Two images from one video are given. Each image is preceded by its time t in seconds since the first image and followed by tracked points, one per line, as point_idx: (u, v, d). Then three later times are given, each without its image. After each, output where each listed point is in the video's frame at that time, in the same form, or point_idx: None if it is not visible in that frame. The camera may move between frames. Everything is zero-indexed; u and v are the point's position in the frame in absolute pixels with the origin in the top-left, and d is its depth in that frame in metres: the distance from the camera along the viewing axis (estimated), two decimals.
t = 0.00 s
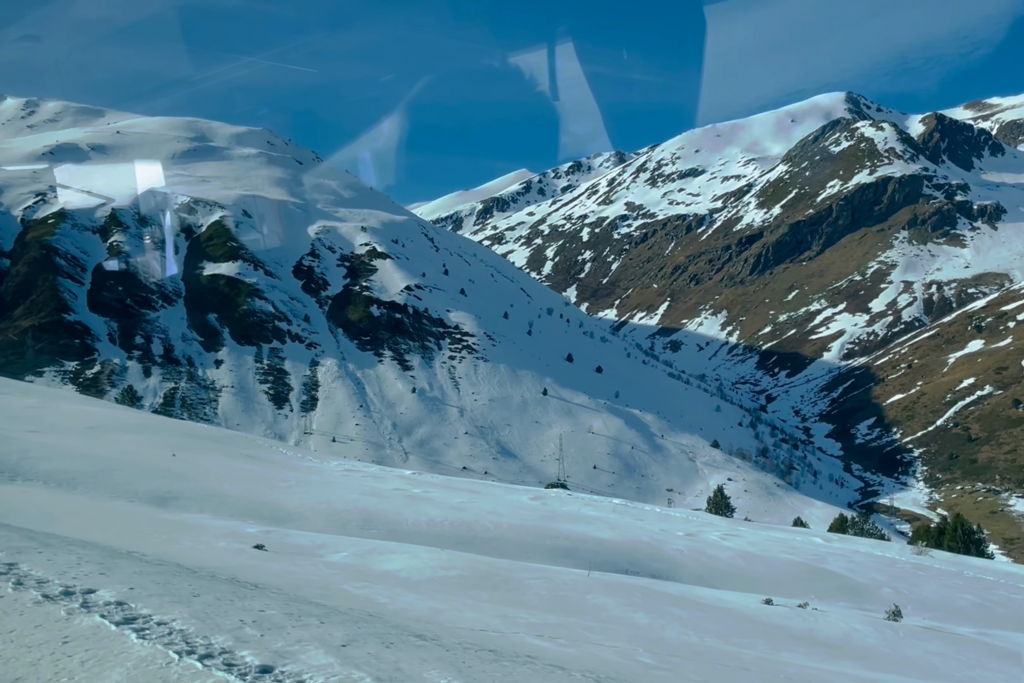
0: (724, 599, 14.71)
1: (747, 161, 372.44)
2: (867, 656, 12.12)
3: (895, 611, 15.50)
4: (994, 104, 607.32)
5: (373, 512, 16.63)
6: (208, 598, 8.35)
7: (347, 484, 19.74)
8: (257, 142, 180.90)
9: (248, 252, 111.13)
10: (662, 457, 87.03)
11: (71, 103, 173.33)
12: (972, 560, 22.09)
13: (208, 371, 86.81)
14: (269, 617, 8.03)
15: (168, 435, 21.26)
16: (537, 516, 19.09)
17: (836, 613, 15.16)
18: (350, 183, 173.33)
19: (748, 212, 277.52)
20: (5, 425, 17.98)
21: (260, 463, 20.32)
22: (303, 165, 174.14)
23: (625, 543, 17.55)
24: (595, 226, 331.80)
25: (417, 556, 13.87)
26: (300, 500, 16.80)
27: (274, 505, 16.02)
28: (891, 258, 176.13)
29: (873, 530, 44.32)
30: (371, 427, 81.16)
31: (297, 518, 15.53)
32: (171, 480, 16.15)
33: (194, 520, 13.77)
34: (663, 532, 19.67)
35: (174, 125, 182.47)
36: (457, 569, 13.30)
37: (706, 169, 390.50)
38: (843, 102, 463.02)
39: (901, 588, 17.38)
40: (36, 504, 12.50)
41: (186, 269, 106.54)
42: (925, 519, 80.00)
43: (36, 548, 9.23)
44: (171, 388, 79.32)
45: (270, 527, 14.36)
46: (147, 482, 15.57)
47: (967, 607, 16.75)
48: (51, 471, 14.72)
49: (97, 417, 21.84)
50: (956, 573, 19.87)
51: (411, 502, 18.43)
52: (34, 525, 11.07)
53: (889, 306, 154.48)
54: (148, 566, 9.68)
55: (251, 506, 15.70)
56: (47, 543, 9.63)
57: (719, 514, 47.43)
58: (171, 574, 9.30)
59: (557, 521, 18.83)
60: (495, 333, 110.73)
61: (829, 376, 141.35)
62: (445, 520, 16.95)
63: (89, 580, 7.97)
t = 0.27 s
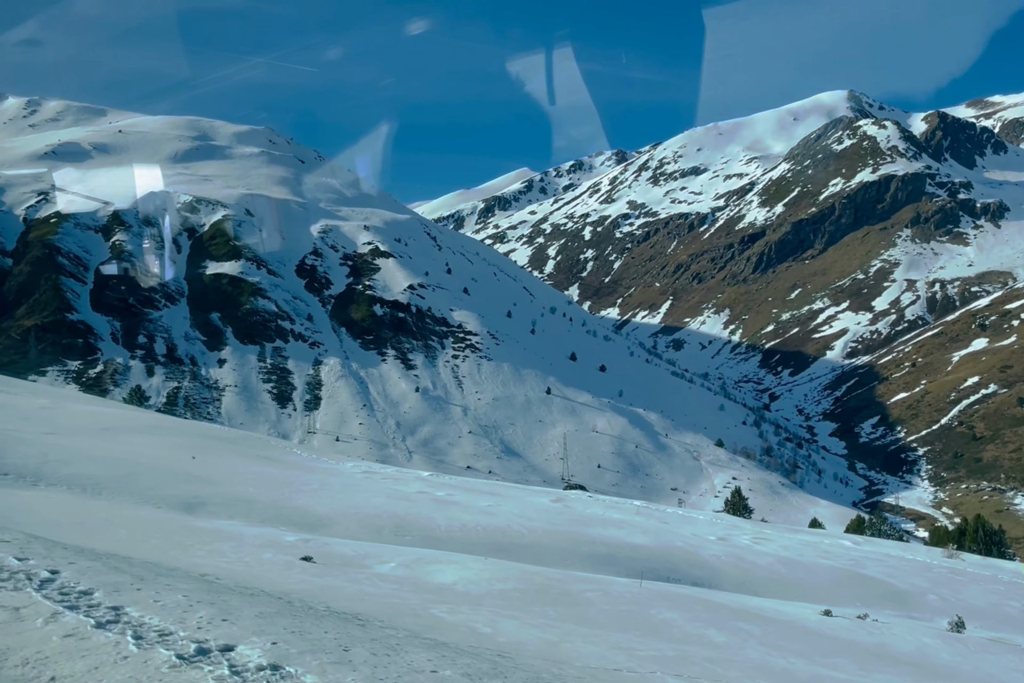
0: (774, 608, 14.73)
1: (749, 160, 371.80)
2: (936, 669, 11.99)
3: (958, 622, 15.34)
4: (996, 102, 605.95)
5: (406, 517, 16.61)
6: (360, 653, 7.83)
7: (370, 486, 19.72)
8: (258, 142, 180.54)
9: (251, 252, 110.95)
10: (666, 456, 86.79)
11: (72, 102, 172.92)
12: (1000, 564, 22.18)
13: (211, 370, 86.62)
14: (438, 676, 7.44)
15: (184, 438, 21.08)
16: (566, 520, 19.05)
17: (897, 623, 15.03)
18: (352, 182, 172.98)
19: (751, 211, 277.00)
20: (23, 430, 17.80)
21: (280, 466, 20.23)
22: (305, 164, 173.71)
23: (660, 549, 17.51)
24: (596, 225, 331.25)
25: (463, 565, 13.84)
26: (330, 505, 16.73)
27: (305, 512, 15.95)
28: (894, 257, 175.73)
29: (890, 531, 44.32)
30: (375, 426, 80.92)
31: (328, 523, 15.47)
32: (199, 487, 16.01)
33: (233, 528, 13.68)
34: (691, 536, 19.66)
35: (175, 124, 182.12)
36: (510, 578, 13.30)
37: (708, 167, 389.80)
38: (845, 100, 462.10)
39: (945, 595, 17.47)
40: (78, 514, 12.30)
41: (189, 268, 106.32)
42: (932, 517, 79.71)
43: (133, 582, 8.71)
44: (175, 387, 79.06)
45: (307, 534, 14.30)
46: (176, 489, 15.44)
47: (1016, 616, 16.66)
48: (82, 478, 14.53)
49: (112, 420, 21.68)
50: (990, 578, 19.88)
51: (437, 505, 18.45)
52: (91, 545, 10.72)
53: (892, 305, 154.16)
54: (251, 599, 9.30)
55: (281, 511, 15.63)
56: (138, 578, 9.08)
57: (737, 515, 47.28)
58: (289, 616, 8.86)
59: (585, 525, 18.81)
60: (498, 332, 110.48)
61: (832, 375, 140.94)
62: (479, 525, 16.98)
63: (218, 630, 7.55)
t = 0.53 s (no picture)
0: (832, 618, 14.63)
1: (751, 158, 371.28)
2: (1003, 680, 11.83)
3: None
4: (999, 100, 604.56)
5: (442, 524, 16.66)
6: None
7: (398, 493, 19.87)
8: (260, 140, 180.28)
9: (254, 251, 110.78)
10: (671, 455, 86.51)
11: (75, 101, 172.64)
12: None
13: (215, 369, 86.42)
14: None
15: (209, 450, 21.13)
16: (597, 525, 19.11)
17: (962, 635, 14.79)
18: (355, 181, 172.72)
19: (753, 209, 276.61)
20: (45, 440, 17.75)
21: (304, 474, 20.38)
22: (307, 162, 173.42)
23: (696, 555, 17.52)
24: (599, 224, 330.83)
25: (518, 576, 13.78)
26: (360, 513, 16.77)
27: (339, 519, 15.96)
28: (898, 255, 175.35)
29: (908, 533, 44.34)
30: (379, 426, 80.68)
31: (365, 531, 15.50)
32: (229, 498, 16.00)
33: (277, 540, 13.61)
34: (722, 541, 19.78)
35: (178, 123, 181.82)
36: (576, 591, 13.24)
37: (710, 166, 389.07)
38: (847, 98, 461.12)
39: (994, 603, 17.29)
40: (126, 529, 12.16)
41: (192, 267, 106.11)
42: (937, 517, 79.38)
43: (267, 631, 7.85)
44: (178, 387, 78.83)
45: (351, 545, 14.31)
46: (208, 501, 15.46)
47: None
48: (115, 497, 14.55)
49: (129, 430, 21.74)
50: None
51: (465, 512, 18.52)
52: (151, 562, 10.40)
53: (895, 303, 153.81)
54: (395, 648, 8.46)
55: (315, 520, 15.68)
56: (264, 623, 8.22)
57: (755, 515, 47.76)
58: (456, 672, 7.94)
59: (615, 531, 18.76)
60: (502, 331, 110.23)
61: (835, 373, 140.48)
62: (515, 530, 17.05)
63: (323, 668, 7.01)
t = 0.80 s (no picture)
0: (907, 632, 14.26)
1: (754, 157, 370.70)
2: None
3: None
4: (1002, 98, 602.91)
5: (480, 530, 16.51)
6: None
7: (427, 497, 19.73)
8: (263, 139, 180.10)
9: (257, 250, 110.54)
10: (675, 454, 86.09)
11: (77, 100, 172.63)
12: None
13: (218, 368, 86.15)
14: None
15: (229, 453, 20.98)
16: (630, 530, 18.94)
17: None
18: (357, 180, 172.47)
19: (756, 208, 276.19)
20: (65, 444, 17.58)
21: (327, 477, 20.27)
22: (310, 161, 173.13)
23: (740, 560, 17.27)
24: (601, 222, 330.39)
25: (578, 587, 13.49)
26: (392, 517, 16.59)
27: (375, 525, 15.76)
28: (901, 253, 174.89)
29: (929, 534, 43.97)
30: (383, 424, 80.35)
31: (402, 537, 15.31)
32: (260, 504, 15.82)
33: (317, 548, 13.37)
34: (760, 545, 19.61)
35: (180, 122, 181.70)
36: (648, 606, 12.97)
37: (712, 164, 388.36)
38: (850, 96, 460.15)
39: None
40: (167, 540, 11.91)
41: (195, 266, 105.86)
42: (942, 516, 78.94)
43: None
44: (181, 386, 78.54)
45: (400, 553, 14.06)
46: (240, 508, 15.28)
47: None
48: (145, 505, 14.35)
49: (144, 431, 21.61)
50: None
51: (496, 516, 18.35)
52: (199, 577, 10.09)
53: (898, 301, 153.30)
54: None
55: (350, 527, 15.49)
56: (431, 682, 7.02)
57: (775, 516, 47.28)
58: None
59: (648, 535, 18.55)
60: (505, 330, 109.82)
61: (839, 372, 139.98)
62: (555, 536, 16.87)
63: None
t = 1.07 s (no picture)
0: (977, 646, 14.02)
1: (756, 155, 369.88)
2: None
3: None
4: (1005, 97, 600.64)
5: (515, 536, 16.36)
6: None
7: (455, 501, 19.60)
8: (265, 138, 179.69)
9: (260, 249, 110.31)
10: (680, 453, 85.80)
11: (80, 99, 172.38)
12: None
13: (222, 367, 85.94)
14: None
15: (251, 457, 20.85)
16: (665, 536, 18.78)
17: None
18: (360, 178, 172.12)
19: (759, 206, 275.68)
20: (88, 448, 17.44)
21: (351, 481, 20.15)
22: (312, 159, 172.83)
23: (783, 568, 17.07)
24: (603, 221, 329.79)
25: (640, 601, 13.29)
26: (427, 524, 16.43)
27: (411, 532, 15.59)
28: (904, 252, 174.55)
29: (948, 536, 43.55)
30: (387, 424, 80.11)
31: (442, 546, 15.13)
32: (293, 510, 15.66)
33: (359, 558, 13.20)
34: (797, 550, 19.45)
35: (183, 121, 181.34)
36: (710, 620, 12.77)
37: (715, 163, 387.48)
38: (852, 95, 459.19)
39: None
40: (211, 554, 11.72)
41: (198, 265, 105.59)
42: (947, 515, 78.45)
43: None
44: (184, 385, 78.35)
45: (449, 565, 13.89)
46: (274, 515, 15.13)
47: None
48: (176, 512, 14.19)
49: (162, 433, 21.49)
50: None
51: (529, 521, 18.22)
52: (255, 597, 9.88)
53: (902, 300, 152.77)
54: None
55: (387, 534, 15.33)
56: None
57: (791, 517, 46.68)
58: None
59: (682, 541, 18.38)
60: (509, 329, 109.42)
61: (843, 371, 139.51)
62: (594, 543, 16.71)
63: None
